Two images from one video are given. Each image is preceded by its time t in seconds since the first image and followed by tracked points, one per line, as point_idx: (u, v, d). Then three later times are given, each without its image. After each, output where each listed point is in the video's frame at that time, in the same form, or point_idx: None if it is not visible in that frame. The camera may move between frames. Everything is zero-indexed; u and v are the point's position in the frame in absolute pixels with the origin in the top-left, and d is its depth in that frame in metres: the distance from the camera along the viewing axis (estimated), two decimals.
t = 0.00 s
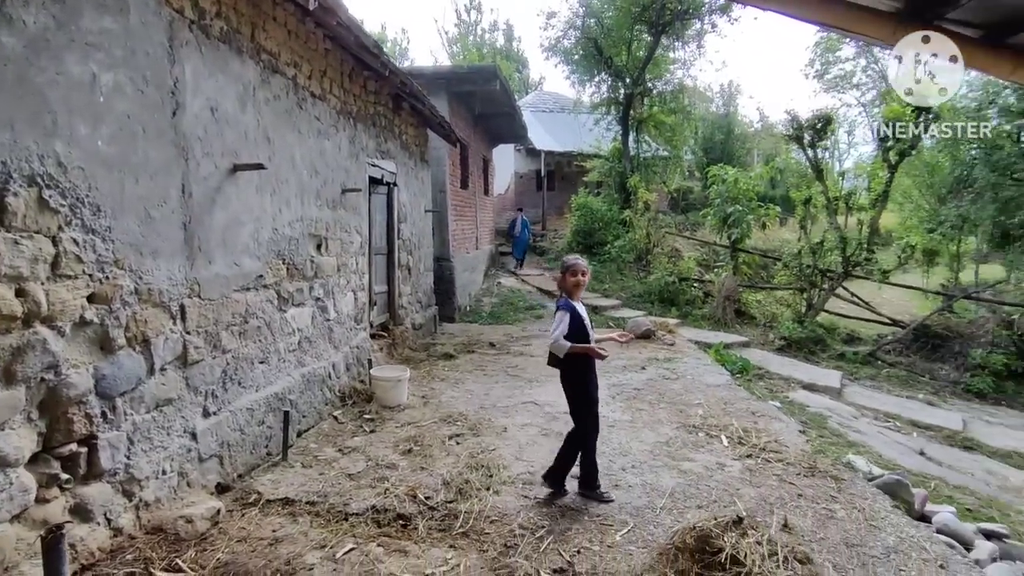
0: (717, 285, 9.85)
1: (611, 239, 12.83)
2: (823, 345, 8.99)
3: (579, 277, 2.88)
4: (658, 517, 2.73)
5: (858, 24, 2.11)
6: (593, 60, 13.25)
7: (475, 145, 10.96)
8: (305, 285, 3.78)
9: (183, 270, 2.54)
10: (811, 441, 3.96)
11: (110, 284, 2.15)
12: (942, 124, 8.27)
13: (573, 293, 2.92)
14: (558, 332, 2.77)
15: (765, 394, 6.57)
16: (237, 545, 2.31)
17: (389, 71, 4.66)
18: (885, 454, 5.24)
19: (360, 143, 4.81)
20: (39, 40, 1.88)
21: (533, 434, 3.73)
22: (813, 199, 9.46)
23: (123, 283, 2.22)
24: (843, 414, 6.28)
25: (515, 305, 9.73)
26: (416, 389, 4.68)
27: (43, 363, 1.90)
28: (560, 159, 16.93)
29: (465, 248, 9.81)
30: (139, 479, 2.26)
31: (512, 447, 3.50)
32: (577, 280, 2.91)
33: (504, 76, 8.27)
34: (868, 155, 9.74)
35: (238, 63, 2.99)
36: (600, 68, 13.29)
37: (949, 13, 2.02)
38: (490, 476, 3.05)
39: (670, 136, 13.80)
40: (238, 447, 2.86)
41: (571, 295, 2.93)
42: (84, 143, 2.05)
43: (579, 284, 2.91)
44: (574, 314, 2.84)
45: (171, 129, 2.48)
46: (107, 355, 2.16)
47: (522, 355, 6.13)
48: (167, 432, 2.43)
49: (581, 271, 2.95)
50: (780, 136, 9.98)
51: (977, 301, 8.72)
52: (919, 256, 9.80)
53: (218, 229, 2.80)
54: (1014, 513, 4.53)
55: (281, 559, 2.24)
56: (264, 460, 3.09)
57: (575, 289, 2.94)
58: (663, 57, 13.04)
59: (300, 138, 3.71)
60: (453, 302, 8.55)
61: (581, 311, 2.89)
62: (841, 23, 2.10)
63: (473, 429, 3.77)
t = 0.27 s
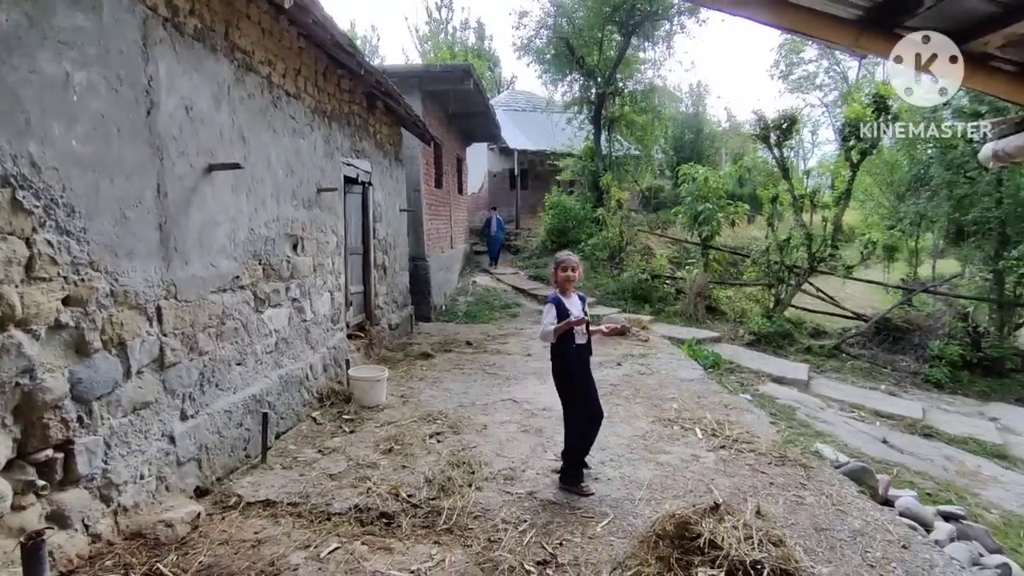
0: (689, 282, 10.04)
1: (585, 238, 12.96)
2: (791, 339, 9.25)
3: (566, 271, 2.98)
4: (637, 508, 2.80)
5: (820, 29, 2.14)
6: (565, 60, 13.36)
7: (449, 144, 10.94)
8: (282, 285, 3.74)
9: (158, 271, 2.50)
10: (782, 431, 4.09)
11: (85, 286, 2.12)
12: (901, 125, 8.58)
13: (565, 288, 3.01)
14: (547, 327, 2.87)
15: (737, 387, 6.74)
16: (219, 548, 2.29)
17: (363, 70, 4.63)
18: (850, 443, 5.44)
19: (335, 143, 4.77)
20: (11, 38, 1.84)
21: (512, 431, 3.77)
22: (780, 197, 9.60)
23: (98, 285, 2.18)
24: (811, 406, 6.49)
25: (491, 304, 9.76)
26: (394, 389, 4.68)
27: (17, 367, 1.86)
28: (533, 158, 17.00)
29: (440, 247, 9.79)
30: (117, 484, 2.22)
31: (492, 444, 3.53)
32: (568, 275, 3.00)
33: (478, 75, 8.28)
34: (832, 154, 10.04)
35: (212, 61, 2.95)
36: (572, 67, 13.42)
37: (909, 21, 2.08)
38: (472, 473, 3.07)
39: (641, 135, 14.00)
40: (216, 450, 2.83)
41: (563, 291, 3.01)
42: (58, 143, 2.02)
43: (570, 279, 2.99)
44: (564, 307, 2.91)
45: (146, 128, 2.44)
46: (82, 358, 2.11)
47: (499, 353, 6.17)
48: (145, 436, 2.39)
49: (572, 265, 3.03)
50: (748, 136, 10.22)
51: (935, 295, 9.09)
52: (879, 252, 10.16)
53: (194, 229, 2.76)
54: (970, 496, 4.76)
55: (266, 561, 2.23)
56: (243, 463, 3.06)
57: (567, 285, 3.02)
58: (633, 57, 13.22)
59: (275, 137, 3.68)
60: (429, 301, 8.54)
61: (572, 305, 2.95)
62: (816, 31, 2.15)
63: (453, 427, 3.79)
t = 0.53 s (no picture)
0: (668, 283, 10.16)
1: (566, 240, 13.02)
2: (769, 339, 9.41)
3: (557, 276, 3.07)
4: (619, 509, 2.82)
5: (791, 36, 2.17)
6: (544, 63, 13.44)
7: (429, 147, 10.93)
8: (261, 291, 3.70)
9: (132, 278, 2.46)
10: (760, 430, 4.16)
11: (56, 295, 2.07)
12: (873, 128, 8.78)
13: (560, 294, 3.10)
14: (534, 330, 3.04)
15: (716, 387, 6.83)
16: (197, 560, 2.25)
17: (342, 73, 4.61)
18: (827, 440, 5.55)
19: (313, 146, 4.73)
20: None
21: (495, 434, 3.77)
22: (756, 199, 9.72)
23: (70, 294, 2.13)
24: (789, 405, 6.61)
25: (473, 307, 9.75)
26: (375, 394, 4.64)
27: None
28: (514, 160, 17.04)
29: (421, 250, 9.76)
30: (91, 497, 2.17)
31: (475, 448, 3.53)
32: (563, 281, 3.08)
33: (457, 78, 8.28)
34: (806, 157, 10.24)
35: (186, 65, 2.91)
36: (551, 70, 13.51)
37: (877, 31, 2.17)
38: (454, 477, 3.07)
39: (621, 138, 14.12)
40: (194, 460, 2.78)
41: (559, 296, 3.10)
42: (27, 149, 1.97)
43: (564, 284, 3.07)
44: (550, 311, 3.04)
45: (118, 133, 2.40)
46: (53, 369, 2.06)
47: (481, 356, 6.16)
48: (120, 447, 2.34)
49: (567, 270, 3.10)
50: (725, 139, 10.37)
51: (907, 294, 9.31)
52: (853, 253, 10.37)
53: (169, 235, 2.72)
54: (942, 490, 4.87)
55: (245, 571, 2.20)
56: (221, 472, 3.01)
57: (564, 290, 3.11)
58: (612, 61, 13.34)
59: (252, 141, 3.64)
60: (410, 304, 8.51)
61: (561, 310, 3.06)
62: (788, 38, 2.17)
63: (436, 432, 3.79)
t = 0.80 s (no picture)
0: (658, 287, 10.21)
1: (556, 244, 13.04)
2: (757, 341, 9.46)
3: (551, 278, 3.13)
4: (608, 516, 2.79)
5: (776, 40, 2.16)
6: (533, 67, 13.48)
7: (418, 151, 10.90)
8: (245, 297, 3.65)
9: (110, 285, 2.40)
10: (749, 433, 4.16)
11: (30, 303, 2.02)
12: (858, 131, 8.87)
13: (556, 295, 3.16)
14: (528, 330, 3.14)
15: (705, 390, 6.85)
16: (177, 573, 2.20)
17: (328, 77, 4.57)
18: (815, 442, 5.57)
19: (299, 151, 4.69)
20: None
21: (483, 440, 3.74)
22: (744, 202, 9.82)
23: (44, 302, 2.08)
24: (777, 407, 6.64)
25: (462, 311, 9.71)
26: (363, 400, 4.59)
27: None
28: (503, 164, 17.04)
29: (410, 254, 9.72)
30: (66, 510, 2.12)
31: (463, 454, 3.50)
32: (558, 282, 3.14)
33: (446, 82, 8.27)
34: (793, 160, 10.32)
35: (168, 68, 2.87)
36: (540, 74, 13.55)
37: (859, 36, 2.17)
38: (441, 485, 3.03)
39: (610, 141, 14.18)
40: (175, 470, 2.73)
41: (555, 297, 3.16)
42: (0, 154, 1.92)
43: (558, 286, 3.13)
44: (542, 312, 3.11)
45: (97, 137, 2.35)
46: (27, 379, 2.01)
47: (470, 361, 6.12)
48: (97, 458, 2.28)
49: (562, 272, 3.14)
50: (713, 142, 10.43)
51: (892, 296, 9.40)
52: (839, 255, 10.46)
53: (149, 241, 2.67)
54: (929, 491, 4.90)
55: None
56: (203, 482, 2.96)
57: (560, 291, 3.17)
58: (600, 65, 13.39)
59: (236, 145, 3.59)
60: (398, 309, 8.47)
61: (554, 312, 3.12)
62: (772, 43, 2.17)
63: (423, 438, 3.75)
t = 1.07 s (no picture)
0: (655, 292, 10.18)
1: (553, 249, 13.01)
2: (755, 347, 9.42)
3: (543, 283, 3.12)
4: (600, 527, 2.73)
5: (770, 41, 2.11)
6: (531, 72, 13.48)
7: (415, 156, 10.87)
8: (233, 303, 3.58)
9: (88, 291, 2.34)
10: (745, 441, 4.10)
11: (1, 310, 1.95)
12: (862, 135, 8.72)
13: (548, 300, 3.14)
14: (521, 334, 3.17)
15: (702, 396, 6.80)
16: None
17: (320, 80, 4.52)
18: (812, 449, 5.51)
19: (291, 154, 4.64)
20: None
21: (475, 448, 3.68)
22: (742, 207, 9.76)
23: (16, 308, 2.01)
24: (775, 414, 6.59)
25: (458, 317, 9.66)
26: (354, 408, 4.53)
27: None
28: (501, 169, 17.01)
29: (406, 259, 9.66)
30: (38, 524, 2.05)
31: (454, 463, 3.43)
32: (549, 287, 3.12)
33: (442, 86, 8.23)
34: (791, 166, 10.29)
35: (152, 69, 2.82)
36: (538, 79, 13.55)
37: (853, 37, 2.12)
38: (430, 495, 2.97)
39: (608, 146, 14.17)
40: (155, 481, 2.66)
41: (547, 302, 3.14)
42: None
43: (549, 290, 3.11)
44: (532, 316, 3.12)
45: (75, 139, 2.29)
46: None
47: (465, 367, 6.05)
48: (71, 469, 2.21)
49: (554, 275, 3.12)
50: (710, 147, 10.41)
51: (890, 302, 9.36)
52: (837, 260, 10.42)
53: (130, 246, 2.61)
54: (927, 499, 4.83)
55: None
56: (186, 493, 2.89)
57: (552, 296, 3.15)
58: (598, 71, 13.41)
59: (224, 149, 3.54)
60: (394, 314, 8.41)
61: (545, 316, 3.10)
62: (765, 44, 2.12)
63: (414, 447, 3.68)
